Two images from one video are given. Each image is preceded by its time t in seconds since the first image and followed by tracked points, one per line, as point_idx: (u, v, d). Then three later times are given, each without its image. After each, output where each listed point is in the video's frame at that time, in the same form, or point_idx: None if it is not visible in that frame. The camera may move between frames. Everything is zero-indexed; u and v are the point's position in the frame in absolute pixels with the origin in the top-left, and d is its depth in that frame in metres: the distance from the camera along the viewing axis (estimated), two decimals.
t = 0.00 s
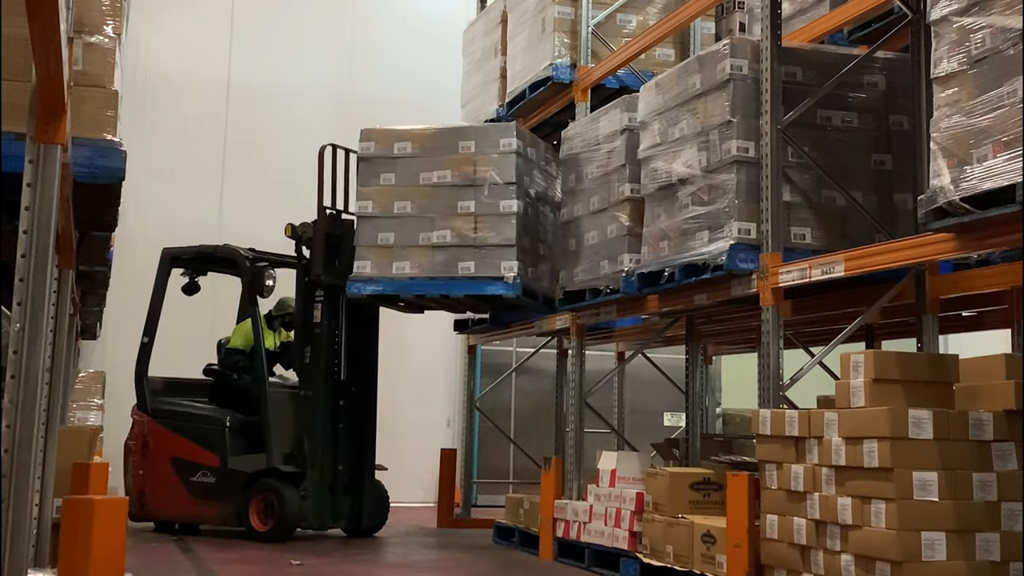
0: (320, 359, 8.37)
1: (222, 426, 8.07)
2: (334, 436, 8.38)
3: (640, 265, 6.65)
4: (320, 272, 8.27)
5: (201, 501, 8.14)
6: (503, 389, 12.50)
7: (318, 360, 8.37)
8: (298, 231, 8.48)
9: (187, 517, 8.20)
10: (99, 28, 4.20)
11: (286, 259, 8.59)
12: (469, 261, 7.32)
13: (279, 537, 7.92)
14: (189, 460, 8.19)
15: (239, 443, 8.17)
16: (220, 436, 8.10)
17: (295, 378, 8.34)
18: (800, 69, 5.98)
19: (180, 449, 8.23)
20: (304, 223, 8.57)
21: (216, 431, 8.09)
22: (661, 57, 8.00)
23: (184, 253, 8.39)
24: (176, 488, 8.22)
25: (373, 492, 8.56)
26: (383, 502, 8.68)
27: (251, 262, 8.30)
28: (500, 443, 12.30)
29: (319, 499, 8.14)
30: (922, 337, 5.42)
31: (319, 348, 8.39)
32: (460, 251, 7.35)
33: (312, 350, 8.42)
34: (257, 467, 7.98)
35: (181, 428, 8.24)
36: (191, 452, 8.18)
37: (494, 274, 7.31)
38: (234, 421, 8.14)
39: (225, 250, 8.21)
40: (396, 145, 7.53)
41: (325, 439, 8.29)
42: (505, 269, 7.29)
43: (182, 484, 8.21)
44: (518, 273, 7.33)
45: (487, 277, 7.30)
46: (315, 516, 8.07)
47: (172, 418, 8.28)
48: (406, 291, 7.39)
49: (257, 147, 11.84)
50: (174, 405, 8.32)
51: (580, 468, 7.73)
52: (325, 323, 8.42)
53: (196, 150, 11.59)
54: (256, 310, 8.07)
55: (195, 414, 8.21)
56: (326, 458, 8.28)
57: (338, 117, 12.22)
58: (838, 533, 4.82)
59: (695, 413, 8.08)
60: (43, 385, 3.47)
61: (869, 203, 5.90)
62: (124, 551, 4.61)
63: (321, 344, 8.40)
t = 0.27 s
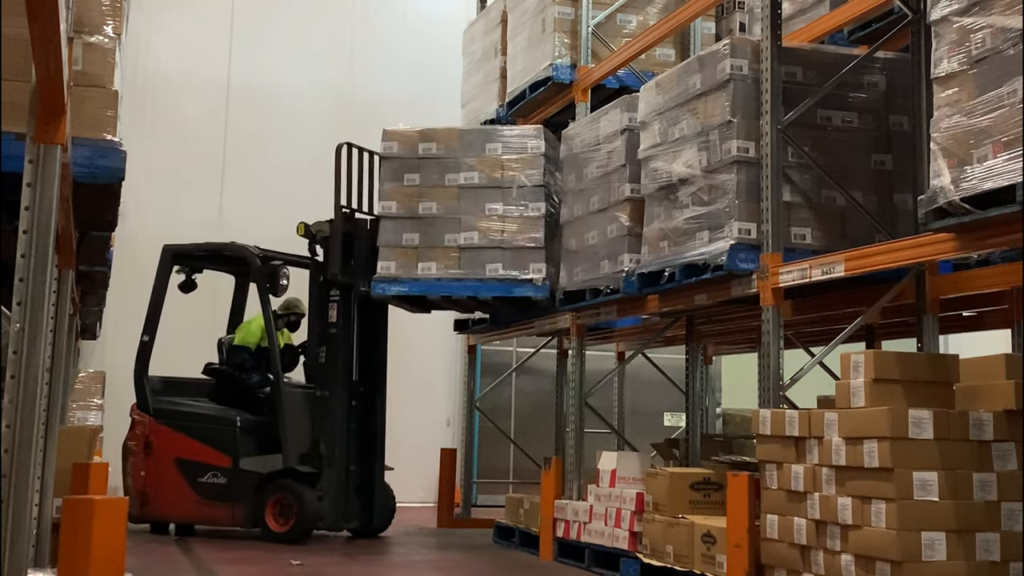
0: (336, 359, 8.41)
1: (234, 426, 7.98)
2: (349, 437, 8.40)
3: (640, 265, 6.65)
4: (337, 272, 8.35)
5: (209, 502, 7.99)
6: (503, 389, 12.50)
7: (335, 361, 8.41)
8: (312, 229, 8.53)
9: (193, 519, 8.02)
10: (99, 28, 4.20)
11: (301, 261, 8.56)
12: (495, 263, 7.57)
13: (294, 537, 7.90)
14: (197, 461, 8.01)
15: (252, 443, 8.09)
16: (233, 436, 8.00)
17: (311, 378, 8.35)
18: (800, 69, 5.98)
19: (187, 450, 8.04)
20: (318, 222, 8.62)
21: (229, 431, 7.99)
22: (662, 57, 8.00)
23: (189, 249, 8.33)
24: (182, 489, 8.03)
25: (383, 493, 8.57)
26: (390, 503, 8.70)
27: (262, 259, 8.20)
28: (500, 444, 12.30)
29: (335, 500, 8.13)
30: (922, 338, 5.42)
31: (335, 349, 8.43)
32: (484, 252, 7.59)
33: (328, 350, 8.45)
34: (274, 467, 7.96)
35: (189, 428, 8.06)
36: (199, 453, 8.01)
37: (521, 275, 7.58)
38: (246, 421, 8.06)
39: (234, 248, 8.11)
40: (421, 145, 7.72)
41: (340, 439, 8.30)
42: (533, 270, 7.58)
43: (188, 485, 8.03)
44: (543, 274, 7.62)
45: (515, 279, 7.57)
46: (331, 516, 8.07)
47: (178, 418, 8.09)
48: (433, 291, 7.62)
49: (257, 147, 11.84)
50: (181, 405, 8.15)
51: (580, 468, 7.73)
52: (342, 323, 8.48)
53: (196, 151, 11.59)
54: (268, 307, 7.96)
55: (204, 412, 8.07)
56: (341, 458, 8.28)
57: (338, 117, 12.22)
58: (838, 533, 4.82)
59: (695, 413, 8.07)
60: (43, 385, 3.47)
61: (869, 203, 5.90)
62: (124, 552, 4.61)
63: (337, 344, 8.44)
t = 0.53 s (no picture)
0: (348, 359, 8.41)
1: (245, 426, 7.97)
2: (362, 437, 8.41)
3: (640, 265, 6.65)
4: (349, 271, 8.36)
5: (218, 502, 7.95)
6: (503, 389, 12.50)
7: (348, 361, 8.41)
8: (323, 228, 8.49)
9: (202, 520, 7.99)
10: (99, 28, 4.20)
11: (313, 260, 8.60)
12: (516, 264, 7.63)
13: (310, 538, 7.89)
14: (206, 461, 7.98)
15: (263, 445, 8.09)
16: (245, 437, 7.99)
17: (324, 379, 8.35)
18: (800, 69, 5.97)
19: (196, 451, 8.01)
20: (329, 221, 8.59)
21: (240, 432, 7.98)
22: (662, 57, 8.00)
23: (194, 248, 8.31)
24: (190, 490, 7.99)
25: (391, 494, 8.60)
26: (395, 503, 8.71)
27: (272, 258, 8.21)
28: (500, 444, 12.30)
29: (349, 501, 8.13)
30: (922, 337, 5.42)
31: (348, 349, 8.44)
32: (505, 253, 7.64)
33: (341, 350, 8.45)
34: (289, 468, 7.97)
35: (198, 428, 8.04)
36: (209, 454, 7.98)
37: (542, 276, 7.65)
38: (256, 422, 8.06)
39: (242, 246, 8.10)
40: (438, 145, 7.76)
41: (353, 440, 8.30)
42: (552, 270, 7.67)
43: (197, 485, 7.99)
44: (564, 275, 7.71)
45: (536, 280, 7.63)
46: (346, 517, 8.07)
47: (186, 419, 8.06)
48: (451, 290, 7.61)
49: (257, 147, 11.84)
50: (189, 406, 8.11)
51: (580, 468, 7.73)
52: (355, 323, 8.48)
53: (195, 150, 11.58)
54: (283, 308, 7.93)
55: (211, 414, 8.04)
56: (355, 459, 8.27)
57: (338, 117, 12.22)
58: (838, 533, 4.82)
59: (695, 413, 8.07)
60: (43, 385, 3.48)
61: (869, 203, 5.90)
62: (125, 552, 4.61)
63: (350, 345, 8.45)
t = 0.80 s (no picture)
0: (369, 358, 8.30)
1: (263, 428, 8.02)
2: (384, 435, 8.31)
3: (640, 265, 6.65)
4: (370, 271, 8.29)
5: (237, 503, 7.96)
6: (503, 389, 12.50)
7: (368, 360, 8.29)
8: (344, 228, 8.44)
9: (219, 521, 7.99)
10: (99, 28, 4.20)
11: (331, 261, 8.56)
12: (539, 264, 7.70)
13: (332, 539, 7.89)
14: (224, 462, 7.98)
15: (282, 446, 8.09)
16: (264, 439, 8.02)
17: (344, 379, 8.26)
18: (800, 68, 5.97)
19: (214, 452, 8.00)
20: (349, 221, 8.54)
21: (258, 434, 8.01)
22: (661, 57, 8.00)
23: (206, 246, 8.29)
24: (208, 491, 7.98)
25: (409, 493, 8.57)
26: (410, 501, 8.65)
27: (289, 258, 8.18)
28: (500, 444, 12.30)
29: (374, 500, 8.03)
30: (922, 337, 5.42)
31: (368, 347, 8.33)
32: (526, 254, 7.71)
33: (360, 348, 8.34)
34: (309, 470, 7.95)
35: (215, 430, 8.04)
36: (227, 455, 7.98)
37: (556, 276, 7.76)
38: (274, 423, 8.08)
39: (260, 244, 8.11)
40: (463, 144, 7.78)
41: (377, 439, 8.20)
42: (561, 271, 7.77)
43: (215, 486, 7.98)
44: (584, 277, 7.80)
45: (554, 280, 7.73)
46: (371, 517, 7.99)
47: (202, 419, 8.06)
48: (480, 291, 7.64)
49: (257, 147, 11.84)
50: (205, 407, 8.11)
51: (580, 468, 7.73)
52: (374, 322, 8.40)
53: (195, 150, 11.58)
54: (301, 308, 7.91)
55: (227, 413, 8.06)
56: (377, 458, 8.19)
57: (338, 117, 12.22)
58: (838, 533, 4.82)
59: (695, 413, 8.07)
60: (43, 385, 3.48)
61: (869, 203, 5.90)
62: (124, 552, 4.61)
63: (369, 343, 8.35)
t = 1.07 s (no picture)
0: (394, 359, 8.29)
1: (288, 428, 7.99)
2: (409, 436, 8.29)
3: (640, 265, 6.65)
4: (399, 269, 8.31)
5: (263, 504, 7.94)
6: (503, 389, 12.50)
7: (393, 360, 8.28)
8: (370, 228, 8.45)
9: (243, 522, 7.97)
10: (99, 28, 4.20)
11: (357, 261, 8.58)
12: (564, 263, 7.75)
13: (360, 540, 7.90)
14: (249, 463, 7.94)
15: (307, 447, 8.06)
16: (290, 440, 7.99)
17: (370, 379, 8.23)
18: (800, 68, 5.98)
19: (237, 453, 7.95)
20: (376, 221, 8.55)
21: (283, 435, 7.98)
22: (661, 57, 8.00)
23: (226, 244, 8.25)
24: (232, 492, 7.94)
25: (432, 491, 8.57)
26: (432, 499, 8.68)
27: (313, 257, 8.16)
28: (500, 444, 12.30)
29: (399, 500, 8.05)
30: (922, 337, 5.42)
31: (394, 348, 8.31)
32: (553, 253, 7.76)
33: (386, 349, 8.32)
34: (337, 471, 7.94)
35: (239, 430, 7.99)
36: (251, 455, 7.94)
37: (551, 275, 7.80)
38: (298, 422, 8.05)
39: (283, 244, 8.11)
40: (497, 145, 7.80)
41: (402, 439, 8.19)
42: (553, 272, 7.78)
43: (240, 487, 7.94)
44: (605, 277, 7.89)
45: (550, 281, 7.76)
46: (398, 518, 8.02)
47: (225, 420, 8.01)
48: (513, 292, 7.68)
49: (258, 147, 11.84)
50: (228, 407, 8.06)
51: (580, 468, 7.73)
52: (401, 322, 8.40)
53: (195, 150, 11.59)
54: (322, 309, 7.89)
55: (249, 412, 8.02)
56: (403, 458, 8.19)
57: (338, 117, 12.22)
58: (838, 533, 4.82)
59: (695, 413, 8.06)
60: (43, 384, 3.48)
61: (869, 203, 5.90)
62: (125, 552, 4.61)
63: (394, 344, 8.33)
